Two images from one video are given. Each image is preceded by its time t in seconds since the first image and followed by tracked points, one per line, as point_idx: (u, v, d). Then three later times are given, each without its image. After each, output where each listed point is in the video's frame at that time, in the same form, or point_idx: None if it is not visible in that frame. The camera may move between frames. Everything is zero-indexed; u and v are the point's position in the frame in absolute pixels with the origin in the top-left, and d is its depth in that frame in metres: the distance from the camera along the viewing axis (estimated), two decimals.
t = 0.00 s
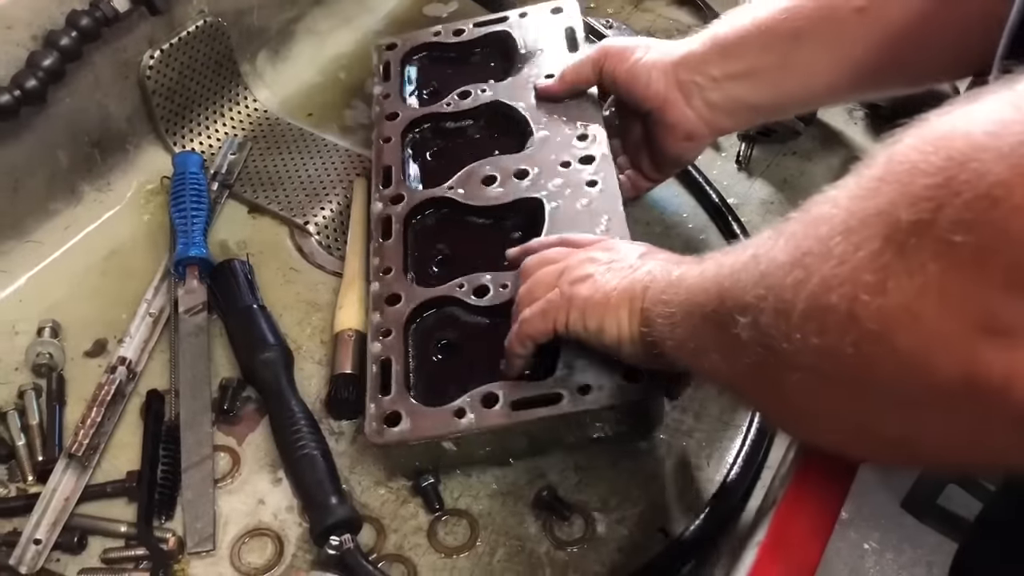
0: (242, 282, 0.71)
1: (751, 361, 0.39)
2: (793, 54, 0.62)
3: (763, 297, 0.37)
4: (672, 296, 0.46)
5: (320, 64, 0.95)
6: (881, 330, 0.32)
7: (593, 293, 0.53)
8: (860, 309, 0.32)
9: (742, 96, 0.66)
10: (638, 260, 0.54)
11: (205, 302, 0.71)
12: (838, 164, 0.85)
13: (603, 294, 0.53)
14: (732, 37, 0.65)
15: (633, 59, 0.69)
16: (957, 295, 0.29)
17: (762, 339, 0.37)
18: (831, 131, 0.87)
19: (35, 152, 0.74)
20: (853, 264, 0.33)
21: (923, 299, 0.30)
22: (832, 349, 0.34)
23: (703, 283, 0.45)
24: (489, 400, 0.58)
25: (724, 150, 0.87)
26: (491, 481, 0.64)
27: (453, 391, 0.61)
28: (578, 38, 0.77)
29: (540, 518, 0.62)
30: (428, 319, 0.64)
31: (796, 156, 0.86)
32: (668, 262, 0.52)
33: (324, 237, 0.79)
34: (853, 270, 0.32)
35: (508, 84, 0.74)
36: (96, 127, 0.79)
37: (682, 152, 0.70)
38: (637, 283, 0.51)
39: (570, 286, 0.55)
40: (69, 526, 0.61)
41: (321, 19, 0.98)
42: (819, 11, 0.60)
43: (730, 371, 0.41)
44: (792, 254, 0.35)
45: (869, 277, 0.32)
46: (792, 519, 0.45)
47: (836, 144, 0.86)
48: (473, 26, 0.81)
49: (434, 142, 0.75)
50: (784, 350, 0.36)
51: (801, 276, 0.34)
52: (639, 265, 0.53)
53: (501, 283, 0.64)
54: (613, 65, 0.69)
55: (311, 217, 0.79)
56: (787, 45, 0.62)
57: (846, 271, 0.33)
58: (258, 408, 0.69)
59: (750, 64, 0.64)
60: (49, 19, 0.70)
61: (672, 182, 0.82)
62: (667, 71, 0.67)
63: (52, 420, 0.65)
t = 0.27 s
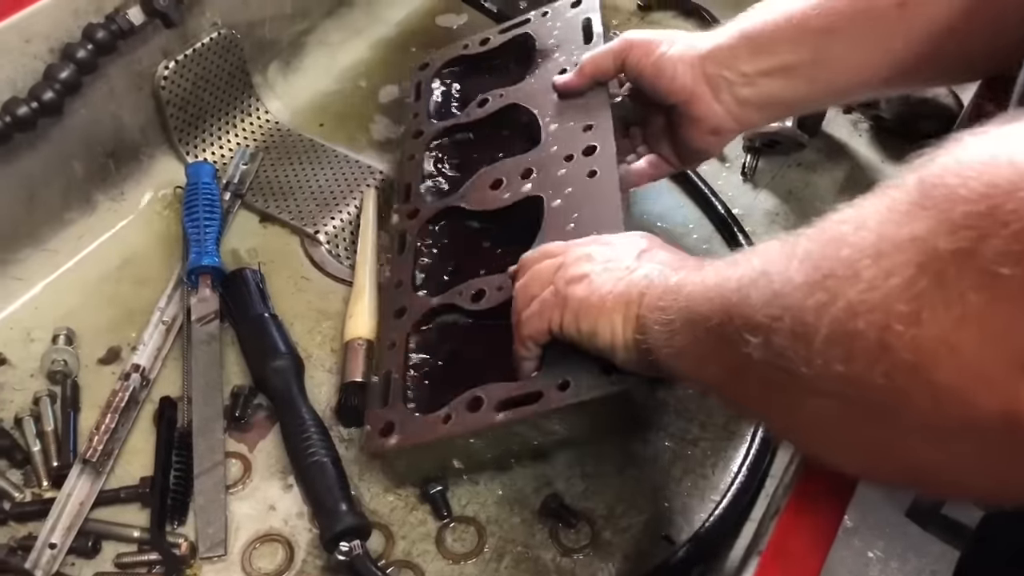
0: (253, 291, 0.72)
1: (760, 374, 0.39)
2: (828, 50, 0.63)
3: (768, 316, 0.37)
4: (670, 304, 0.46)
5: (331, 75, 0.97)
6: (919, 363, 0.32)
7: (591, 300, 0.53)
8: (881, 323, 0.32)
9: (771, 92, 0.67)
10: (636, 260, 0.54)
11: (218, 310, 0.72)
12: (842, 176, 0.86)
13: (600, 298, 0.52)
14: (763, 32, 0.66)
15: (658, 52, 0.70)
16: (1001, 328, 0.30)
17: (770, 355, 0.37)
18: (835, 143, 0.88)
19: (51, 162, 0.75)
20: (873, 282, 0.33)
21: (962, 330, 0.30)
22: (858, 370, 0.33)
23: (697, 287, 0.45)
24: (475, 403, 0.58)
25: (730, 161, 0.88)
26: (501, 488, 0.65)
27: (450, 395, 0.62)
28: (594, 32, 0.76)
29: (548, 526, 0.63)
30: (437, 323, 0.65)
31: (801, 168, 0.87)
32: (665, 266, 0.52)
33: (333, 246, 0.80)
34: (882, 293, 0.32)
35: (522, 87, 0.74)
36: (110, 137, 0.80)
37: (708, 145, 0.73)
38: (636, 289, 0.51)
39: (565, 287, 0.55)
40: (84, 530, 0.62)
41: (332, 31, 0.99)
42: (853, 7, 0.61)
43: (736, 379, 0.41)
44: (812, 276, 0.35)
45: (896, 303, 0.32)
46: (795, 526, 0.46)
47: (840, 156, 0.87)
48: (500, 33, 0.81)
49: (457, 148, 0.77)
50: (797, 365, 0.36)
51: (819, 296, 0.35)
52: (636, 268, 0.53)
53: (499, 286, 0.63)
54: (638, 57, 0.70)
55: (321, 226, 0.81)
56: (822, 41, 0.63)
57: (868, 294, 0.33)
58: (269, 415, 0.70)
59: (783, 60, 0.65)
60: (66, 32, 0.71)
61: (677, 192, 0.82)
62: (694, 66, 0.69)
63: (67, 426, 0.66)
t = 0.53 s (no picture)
0: (264, 298, 0.73)
1: (809, 365, 0.40)
2: (897, 27, 0.60)
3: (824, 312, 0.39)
4: (734, 296, 0.45)
5: (342, 86, 0.98)
6: (982, 391, 0.33)
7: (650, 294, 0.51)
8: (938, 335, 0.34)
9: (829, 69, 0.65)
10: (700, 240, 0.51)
11: (229, 317, 0.73)
12: (848, 187, 0.87)
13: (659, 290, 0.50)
14: (826, 8, 0.63)
15: (707, 27, 0.69)
16: None
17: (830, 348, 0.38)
18: (842, 155, 0.89)
19: (66, 171, 0.76)
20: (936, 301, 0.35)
21: (1012, 358, 0.32)
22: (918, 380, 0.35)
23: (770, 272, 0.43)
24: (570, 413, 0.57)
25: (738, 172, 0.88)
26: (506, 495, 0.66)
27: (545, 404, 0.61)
28: (628, 14, 0.78)
29: (556, 534, 0.64)
30: (525, 337, 0.65)
31: (807, 179, 0.87)
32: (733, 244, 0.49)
33: (343, 254, 0.81)
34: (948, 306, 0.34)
35: (570, 88, 0.76)
36: (124, 146, 0.80)
37: (760, 119, 0.72)
38: (693, 275, 0.49)
39: (627, 282, 0.53)
40: (96, 535, 0.63)
41: (343, 41, 1.00)
42: None
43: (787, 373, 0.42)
44: (903, 303, 0.35)
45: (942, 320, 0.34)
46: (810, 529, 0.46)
47: (847, 168, 0.88)
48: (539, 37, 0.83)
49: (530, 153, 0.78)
50: (858, 364, 0.37)
51: (876, 302, 0.36)
52: (698, 250, 0.50)
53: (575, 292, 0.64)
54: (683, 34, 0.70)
55: (331, 234, 0.82)
56: (891, 18, 0.60)
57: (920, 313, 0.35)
58: (279, 421, 0.70)
59: (845, 38, 0.62)
60: (81, 42, 0.72)
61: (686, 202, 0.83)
62: (745, 44, 0.68)
63: (80, 431, 0.67)
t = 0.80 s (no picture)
0: (268, 301, 0.73)
1: (793, 346, 0.39)
2: None
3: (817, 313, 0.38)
4: (736, 296, 0.42)
5: (347, 92, 0.99)
6: (992, 425, 0.31)
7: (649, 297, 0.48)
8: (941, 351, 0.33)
9: (875, 26, 0.67)
10: (697, 229, 0.46)
11: (233, 320, 0.73)
12: (852, 194, 0.87)
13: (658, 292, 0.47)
14: None
15: None
16: None
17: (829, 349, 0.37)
18: (845, 162, 0.89)
19: (73, 174, 0.77)
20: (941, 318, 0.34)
21: None
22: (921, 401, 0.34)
23: (771, 270, 0.40)
24: (645, 424, 0.59)
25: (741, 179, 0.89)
26: (508, 500, 0.66)
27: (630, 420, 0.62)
28: None
29: (559, 538, 0.64)
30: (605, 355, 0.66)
31: (811, 186, 0.87)
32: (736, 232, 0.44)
33: (347, 258, 0.82)
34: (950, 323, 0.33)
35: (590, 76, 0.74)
36: (131, 150, 0.81)
37: (798, 76, 0.73)
38: (687, 273, 0.45)
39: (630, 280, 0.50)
40: (100, 536, 0.63)
41: (348, 47, 1.01)
42: None
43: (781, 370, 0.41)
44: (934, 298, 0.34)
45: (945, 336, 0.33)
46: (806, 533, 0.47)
47: (851, 175, 0.88)
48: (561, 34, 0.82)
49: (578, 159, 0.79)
50: (851, 350, 0.36)
51: (882, 313, 0.35)
52: (696, 241, 0.46)
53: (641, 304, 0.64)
54: None
55: (336, 238, 0.83)
56: None
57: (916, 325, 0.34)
58: (282, 424, 0.71)
59: None
60: (89, 46, 0.73)
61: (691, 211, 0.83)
62: None
63: (84, 434, 0.67)
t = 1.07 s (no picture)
0: (267, 301, 0.74)
1: (732, 363, 0.38)
2: None
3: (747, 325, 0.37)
4: (661, 309, 0.42)
5: (348, 92, 0.99)
6: (942, 443, 0.30)
7: (595, 308, 0.47)
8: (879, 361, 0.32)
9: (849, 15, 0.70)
10: (622, 238, 0.46)
11: (233, 320, 0.73)
12: (853, 198, 0.87)
13: (599, 303, 0.47)
14: None
15: None
16: None
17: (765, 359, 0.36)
18: (846, 165, 0.89)
19: (73, 173, 0.77)
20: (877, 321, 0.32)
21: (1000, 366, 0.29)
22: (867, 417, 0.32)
23: (694, 281, 0.40)
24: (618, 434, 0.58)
25: (742, 182, 0.89)
26: (506, 502, 0.66)
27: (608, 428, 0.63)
28: None
29: (558, 539, 0.64)
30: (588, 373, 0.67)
31: (812, 190, 0.87)
32: (653, 238, 0.44)
33: (347, 259, 0.82)
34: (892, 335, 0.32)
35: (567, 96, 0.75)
36: (131, 149, 0.81)
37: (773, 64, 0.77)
38: (619, 283, 0.45)
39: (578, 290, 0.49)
40: (97, 535, 0.63)
41: (350, 48, 1.01)
42: None
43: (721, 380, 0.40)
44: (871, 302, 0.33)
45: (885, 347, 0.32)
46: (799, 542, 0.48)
47: (851, 179, 0.88)
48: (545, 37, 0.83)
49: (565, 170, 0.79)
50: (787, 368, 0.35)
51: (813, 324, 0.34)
52: (621, 251, 0.46)
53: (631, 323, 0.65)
54: None
55: (336, 239, 0.83)
56: None
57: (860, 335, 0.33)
58: (280, 425, 0.71)
59: None
60: (91, 45, 0.73)
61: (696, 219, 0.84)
62: None
63: (82, 433, 0.67)
